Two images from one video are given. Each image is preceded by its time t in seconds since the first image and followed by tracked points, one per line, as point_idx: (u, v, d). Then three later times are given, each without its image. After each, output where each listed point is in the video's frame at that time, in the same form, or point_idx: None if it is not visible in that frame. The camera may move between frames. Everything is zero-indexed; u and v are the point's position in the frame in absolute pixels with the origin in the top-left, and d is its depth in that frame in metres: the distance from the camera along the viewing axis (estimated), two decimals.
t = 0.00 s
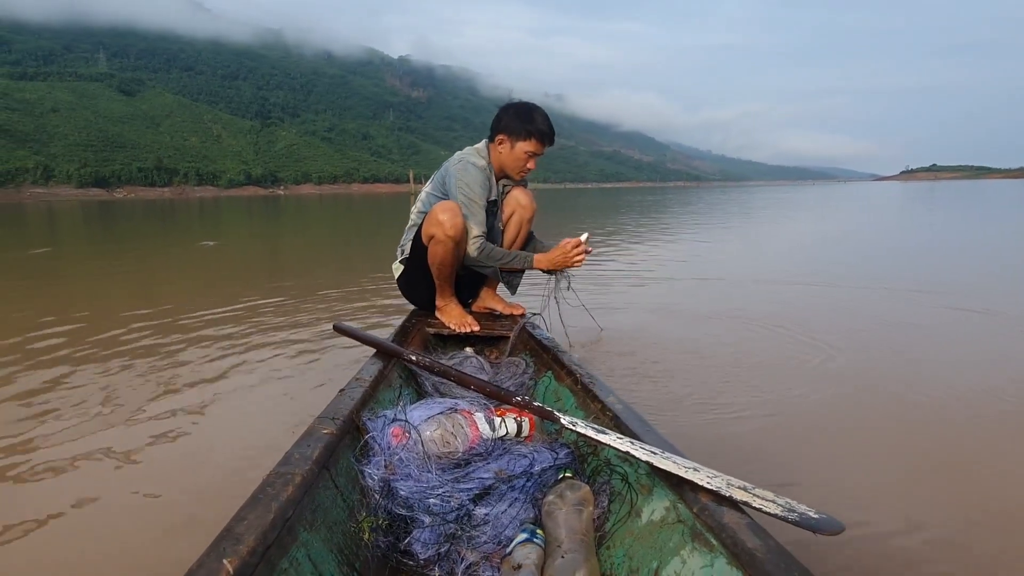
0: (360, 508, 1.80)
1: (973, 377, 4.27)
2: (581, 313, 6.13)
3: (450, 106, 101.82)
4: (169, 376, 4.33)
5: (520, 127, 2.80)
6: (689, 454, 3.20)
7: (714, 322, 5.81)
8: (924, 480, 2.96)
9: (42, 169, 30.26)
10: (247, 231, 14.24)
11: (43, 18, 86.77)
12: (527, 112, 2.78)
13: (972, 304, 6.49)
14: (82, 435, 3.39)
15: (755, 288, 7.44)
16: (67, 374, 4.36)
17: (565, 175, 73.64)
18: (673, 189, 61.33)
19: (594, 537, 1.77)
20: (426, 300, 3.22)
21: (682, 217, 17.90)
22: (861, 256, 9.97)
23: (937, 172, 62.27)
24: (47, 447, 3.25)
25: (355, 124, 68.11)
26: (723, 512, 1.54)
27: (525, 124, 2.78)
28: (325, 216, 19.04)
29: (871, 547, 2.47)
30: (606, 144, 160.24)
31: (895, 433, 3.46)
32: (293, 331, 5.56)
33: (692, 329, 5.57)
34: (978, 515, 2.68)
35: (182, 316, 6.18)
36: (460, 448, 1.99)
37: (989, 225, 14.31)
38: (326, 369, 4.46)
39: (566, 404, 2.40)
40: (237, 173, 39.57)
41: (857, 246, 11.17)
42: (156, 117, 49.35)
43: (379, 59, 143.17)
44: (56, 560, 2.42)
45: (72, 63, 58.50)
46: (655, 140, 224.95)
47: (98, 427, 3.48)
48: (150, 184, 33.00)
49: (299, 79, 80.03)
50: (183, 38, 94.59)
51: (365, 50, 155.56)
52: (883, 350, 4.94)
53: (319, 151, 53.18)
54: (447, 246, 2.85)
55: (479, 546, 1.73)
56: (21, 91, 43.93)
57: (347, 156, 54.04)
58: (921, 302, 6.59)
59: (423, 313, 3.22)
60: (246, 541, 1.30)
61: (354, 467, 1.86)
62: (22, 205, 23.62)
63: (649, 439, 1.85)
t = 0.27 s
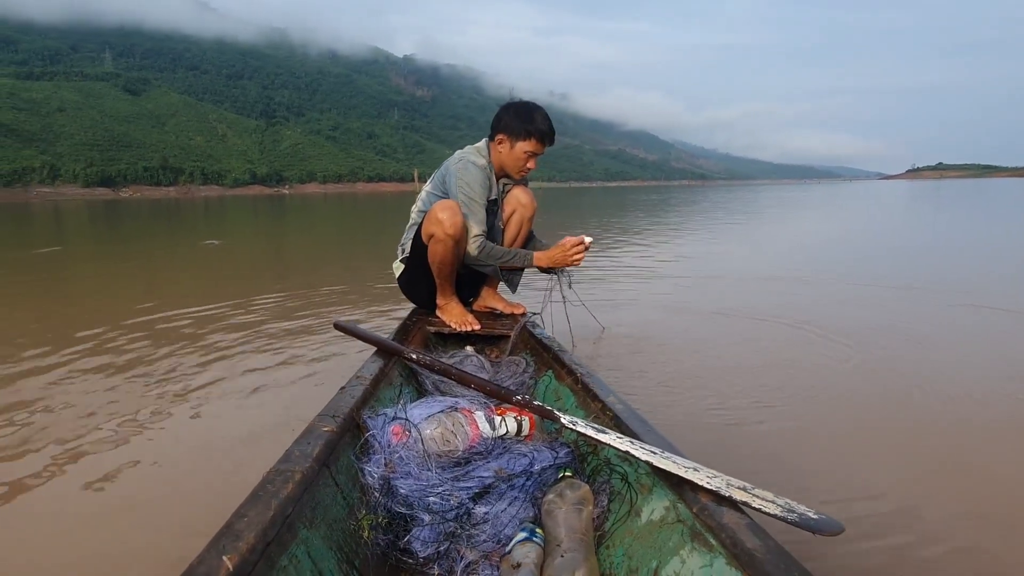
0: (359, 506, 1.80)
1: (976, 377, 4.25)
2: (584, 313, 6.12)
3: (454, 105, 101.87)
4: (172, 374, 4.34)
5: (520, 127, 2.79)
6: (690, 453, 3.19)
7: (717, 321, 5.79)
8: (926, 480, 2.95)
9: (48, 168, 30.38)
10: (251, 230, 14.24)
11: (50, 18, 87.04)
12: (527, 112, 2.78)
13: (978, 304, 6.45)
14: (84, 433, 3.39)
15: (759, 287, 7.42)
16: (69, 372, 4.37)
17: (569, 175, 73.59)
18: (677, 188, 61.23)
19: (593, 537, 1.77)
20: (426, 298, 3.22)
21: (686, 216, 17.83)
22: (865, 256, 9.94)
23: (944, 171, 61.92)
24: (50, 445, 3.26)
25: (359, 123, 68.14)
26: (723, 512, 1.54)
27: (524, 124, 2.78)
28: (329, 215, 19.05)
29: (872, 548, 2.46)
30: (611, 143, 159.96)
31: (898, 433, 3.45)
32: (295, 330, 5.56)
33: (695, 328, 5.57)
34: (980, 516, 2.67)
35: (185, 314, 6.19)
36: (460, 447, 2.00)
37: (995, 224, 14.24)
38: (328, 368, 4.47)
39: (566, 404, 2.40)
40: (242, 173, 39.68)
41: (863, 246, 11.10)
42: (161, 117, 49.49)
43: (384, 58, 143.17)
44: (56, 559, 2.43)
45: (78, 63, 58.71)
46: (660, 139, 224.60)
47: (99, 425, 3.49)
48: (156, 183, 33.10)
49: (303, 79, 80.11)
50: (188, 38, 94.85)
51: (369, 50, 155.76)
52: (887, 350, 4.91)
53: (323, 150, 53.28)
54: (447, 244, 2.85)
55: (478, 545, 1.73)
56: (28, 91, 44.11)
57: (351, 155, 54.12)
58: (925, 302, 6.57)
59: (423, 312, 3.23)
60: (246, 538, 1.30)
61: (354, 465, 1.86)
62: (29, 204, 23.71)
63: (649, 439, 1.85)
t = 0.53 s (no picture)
0: (360, 504, 1.80)
1: (979, 377, 4.23)
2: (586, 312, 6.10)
3: (458, 105, 101.89)
4: (173, 374, 4.34)
5: (519, 125, 2.80)
6: (690, 453, 3.19)
7: (719, 321, 5.78)
8: (927, 480, 2.95)
9: (53, 168, 30.45)
10: (254, 230, 14.26)
11: (55, 19, 87.26)
12: (526, 110, 2.78)
13: (982, 303, 6.43)
14: (85, 434, 3.40)
15: (762, 286, 7.41)
16: (73, 372, 4.39)
17: (572, 173, 73.51)
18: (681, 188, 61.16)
19: (594, 536, 1.77)
20: (427, 297, 3.22)
21: (689, 215, 17.81)
22: (869, 255, 9.90)
23: (950, 170, 61.67)
24: (51, 446, 3.27)
25: (363, 122, 68.18)
26: (724, 512, 1.53)
27: (523, 122, 2.78)
28: (333, 215, 19.07)
29: (872, 548, 2.45)
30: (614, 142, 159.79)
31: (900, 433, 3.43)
32: (297, 329, 5.57)
33: (698, 327, 5.55)
34: (982, 516, 2.66)
35: (188, 314, 6.20)
36: (461, 446, 2.00)
37: (999, 223, 14.18)
38: (329, 368, 4.47)
39: (567, 403, 2.40)
40: (246, 173, 39.72)
41: (867, 245, 11.07)
42: (165, 117, 49.60)
43: (388, 57, 143.16)
44: (55, 560, 2.44)
45: (83, 63, 58.85)
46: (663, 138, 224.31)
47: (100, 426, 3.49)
48: (160, 183, 33.16)
49: (307, 78, 80.18)
50: (193, 38, 95.08)
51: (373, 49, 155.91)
52: (889, 350, 4.89)
53: (327, 150, 53.33)
54: (448, 243, 2.84)
55: (479, 543, 1.73)
56: (33, 91, 44.26)
57: (355, 154, 54.19)
58: (928, 301, 6.55)
59: (424, 311, 3.23)
60: (247, 534, 1.30)
61: (355, 462, 1.86)
62: (34, 203, 23.78)
63: (649, 438, 1.85)
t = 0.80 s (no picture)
0: (356, 504, 1.80)
1: (979, 377, 4.22)
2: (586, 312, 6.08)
3: (460, 104, 101.86)
4: (172, 374, 4.34)
5: (517, 125, 2.79)
6: (688, 453, 3.18)
7: (719, 320, 5.77)
8: (926, 480, 2.94)
9: (56, 168, 30.50)
10: (256, 229, 14.28)
11: (59, 19, 87.49)
12: (525, 110, 2.77)
13: (984, 303, 6.41)
14: (82, 433, 3.40)
15: (765, 285, 7.39)
16: (74, 372, 4.39)
17: (575, 173, 73.44)
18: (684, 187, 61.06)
19: (590, 536, 1.77)
20: (425, 296, 3.22)
21: (692, 215, 17.79)
22: (872, 254, 9.88)
23: (953, 169, 61.60)
24: (48, 446, 3.27)
25: (365, 122, 68.23)
26: (720, 512, 1.53)
27: (522, 122, 2.78)
28: (335, 214, 19.09)
29: (870, 549, 2.44)
30: (617, 141, 159.73)
31: (901, 433, 3.42)
32: (297, 329, 5.57)
33: (699, 326, 5.54)
34: (981, 516, 2.65)
35: (187, 313, 6.20)
36: (458, 446, 1.99)
37: (1004, 222, 14.12)
38: (328, 367, 4.47)
39: (564, 403, 2.40)
40: (249, 172, 39.77)
41: (869, 244, 11.05)
42: (168, 116, 49.65)
43: (390, 57, 143.15)
44: (49, 560, 2.44)
45: (86, 62, 58.95)
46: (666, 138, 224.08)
47: (98, 426, 3.49)
48: (163, 182, 33.22)
49: (310, 78, 80.25)
50: (196, 38, 95.23)
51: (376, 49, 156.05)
52: (890, 349, 4.88)
53: (330, 149, 53.37)
54: (445, 242, 2.84)
55: (476, 543, 1.73)
56: (36, 90, 44.33)
57: (358, 154, 54.22)
58: (931, 300, 6.53)
59: (422, 310, 3.23)
60: (243, 534, 1.30)
61: (352, 462, 1.86)
62: (37, 203, 23.83)
63: (647, 439, 1.85)
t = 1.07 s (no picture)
0: (353, 505, 1.80)
1: (979, 376, 4.21)
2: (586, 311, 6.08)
3: (462, 104, 101.83)
4: (171, 373, 4.34)
5: (517, 124, 2.79)
6: (684, 452, 3.18)
7: (720, 319, 5.77)
8: (924, 480, 2.93)
9: (59, 168, 30.55)
10: (258, 229, 14.32)
11: (62, 19, 87.64)
12: (525, 109, 2.77)
13: (985, 301, 6.41)
14: (80, 433, 3.40)
15: (766, 285, 7.38)
16: (74, 371, 4.39)
17: (577, 172, 73.39)
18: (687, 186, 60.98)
19: (587, 537, 1.76)
20: (423, 296, 3.22)
21: (695, 214, 17.77)
22: (875, 254, 9.85)
23: (955, 168, 61.59)
24: (44, 446, 3.27)
25: (367, 121, 68.25)
26: (717, 513, 1.53)
27: (522, 121, 2.77)
28: (338, 214, 19.10)
29: (866, 549, 2.44)
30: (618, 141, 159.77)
31: (901, 432, 3.42)
32: (297, 328, 5.57)
33: (700, 325, 5.54)
34: (979, 516, 2.65)
35: (187, 313, 6.20)
36: (455, 446, 1.99)
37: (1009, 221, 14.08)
38: (327, 366, 4.47)
39: (562, 403, 2.40)
40: (250, 172, 39.79)
41: (871, 243, 11.04)
42: (170, 116, 49.70)
43: (391, 56, 143.13)
44: (45, 559, 2.44)
45: (89, 62, 59.04)
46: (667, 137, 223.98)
47: (96, 426, 3.50)
48: (165, 182, 33.26)
49: (312, 78, 80.31)
50: (199, 38, 95.35)
51: (378, 49, 156.14)
52: (890, 348, 4.87)
53: (331, 149, 53.38)
54: (444, 242, 2.83)
55: (473, 544, 1.73)
56: (39, 90, 44.41)
57: (360, 154, 54.22)
58: (934, 299, 6.52)
59: (421, 310, 3.23)
60: (238, 535, 1.30)
61: (349, 463, 1.86)
62: (40, 203, 23.88)
63: (644, 439, 1.84)
